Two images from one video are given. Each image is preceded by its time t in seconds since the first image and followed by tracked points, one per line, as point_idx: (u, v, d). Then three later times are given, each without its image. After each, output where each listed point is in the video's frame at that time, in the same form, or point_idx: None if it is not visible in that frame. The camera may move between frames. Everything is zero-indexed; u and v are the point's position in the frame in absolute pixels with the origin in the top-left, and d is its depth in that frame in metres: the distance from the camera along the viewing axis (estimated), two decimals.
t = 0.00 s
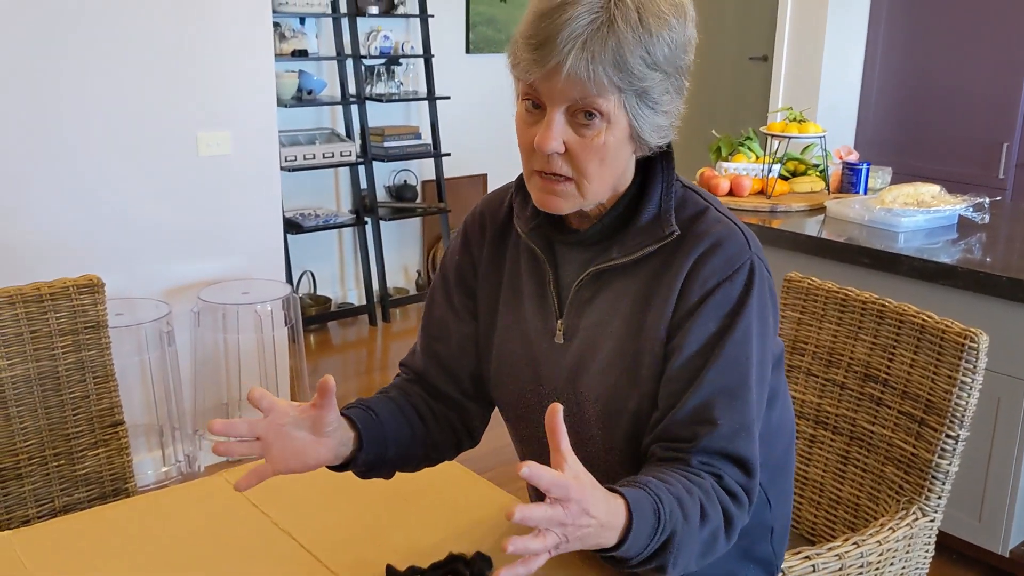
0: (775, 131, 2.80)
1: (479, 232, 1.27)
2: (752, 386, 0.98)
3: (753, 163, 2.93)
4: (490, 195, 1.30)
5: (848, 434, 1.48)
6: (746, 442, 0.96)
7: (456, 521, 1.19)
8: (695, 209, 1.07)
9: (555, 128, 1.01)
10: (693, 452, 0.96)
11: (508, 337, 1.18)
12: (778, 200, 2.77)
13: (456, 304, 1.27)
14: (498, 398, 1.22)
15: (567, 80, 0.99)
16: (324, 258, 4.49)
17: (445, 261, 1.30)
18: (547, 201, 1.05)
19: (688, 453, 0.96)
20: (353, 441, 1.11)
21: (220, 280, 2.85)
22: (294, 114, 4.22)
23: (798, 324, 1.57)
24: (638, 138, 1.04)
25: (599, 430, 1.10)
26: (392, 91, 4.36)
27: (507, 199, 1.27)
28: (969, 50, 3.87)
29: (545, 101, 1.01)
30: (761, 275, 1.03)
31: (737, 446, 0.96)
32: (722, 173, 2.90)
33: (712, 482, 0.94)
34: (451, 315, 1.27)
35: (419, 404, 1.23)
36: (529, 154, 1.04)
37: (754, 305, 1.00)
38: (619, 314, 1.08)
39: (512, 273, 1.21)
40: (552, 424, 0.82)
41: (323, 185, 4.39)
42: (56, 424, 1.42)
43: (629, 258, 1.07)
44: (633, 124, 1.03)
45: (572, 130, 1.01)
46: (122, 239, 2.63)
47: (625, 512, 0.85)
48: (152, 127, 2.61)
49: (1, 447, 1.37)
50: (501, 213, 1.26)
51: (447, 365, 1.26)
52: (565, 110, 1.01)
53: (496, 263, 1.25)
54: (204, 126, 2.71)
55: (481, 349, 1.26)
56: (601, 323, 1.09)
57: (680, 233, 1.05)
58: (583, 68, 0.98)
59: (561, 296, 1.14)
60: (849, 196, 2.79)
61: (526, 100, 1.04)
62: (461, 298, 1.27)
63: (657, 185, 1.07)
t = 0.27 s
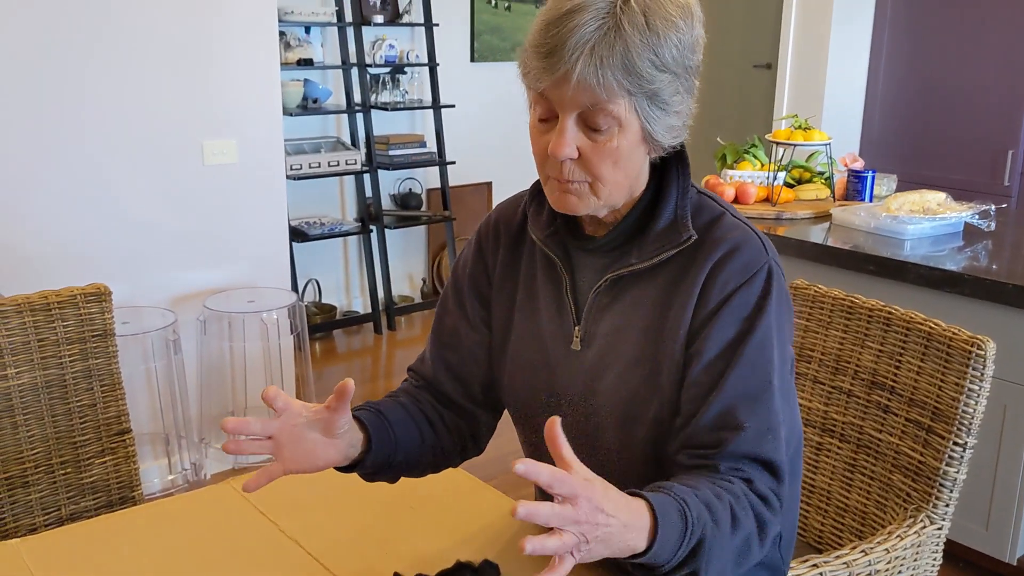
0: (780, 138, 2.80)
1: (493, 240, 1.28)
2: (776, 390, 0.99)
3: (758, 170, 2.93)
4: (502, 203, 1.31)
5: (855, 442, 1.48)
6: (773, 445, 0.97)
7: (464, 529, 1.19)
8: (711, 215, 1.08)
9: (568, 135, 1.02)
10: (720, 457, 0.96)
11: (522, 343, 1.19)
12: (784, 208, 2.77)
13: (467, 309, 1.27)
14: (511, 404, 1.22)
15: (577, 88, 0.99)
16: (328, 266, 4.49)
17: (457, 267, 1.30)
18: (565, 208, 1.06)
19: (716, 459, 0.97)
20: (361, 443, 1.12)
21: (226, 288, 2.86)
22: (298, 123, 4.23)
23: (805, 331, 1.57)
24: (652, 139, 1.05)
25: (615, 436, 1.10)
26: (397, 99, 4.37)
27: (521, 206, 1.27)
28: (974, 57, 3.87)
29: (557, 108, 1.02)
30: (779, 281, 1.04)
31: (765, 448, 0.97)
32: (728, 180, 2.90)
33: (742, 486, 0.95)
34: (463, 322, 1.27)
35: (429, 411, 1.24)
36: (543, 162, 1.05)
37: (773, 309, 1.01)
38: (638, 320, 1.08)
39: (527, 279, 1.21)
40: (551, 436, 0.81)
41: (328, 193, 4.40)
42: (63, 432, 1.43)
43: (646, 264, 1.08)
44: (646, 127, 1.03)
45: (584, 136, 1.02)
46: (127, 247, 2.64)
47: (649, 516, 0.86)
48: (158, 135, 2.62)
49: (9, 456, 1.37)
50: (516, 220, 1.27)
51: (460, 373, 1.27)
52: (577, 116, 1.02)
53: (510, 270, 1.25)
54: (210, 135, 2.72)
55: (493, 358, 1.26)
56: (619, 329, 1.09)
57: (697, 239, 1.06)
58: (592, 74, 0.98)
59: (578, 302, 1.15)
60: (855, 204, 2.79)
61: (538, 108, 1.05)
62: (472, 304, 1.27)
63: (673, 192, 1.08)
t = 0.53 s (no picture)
0: (779, 146, 2.81)
1: (498, 239, 1.29)
2: (784, 384, 0.98)
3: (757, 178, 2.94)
4: (510, 205, 1.33)
5: (855, 449, 1.48)
6: (780, 435, 0.95)
7: (466, 537, 1.19)
8: (716, 213, 1.09)
9: (575, 126, 1.03)
10: (727, 444, 0.94)
11: (526, 340, 1.20)
12: (783, 215, 2.77)
13: (470, 305, 1.29)
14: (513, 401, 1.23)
15: (581, 79, 1.01)
16: (329, 274, 4.50)
17: (461, 265, 1.32)
18: (575, 200, 1.07)
19: (723, 446, 0.95)
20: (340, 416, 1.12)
21: (226, 296, 2.86)
22: (299, 132, 4.24)
23: (804, 338, 1.57)
24: (657, 127, 1.05)
25: (618, 437, 1.10)
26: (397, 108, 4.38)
27: (530, 207, 1.29)
28: (973, 65, 3.89)
29: (562, 102, 1.04)
30: (783, 278, 1.04)
31: (772, 433, 0.95)
32: (727, 188, 2.91)
33: (748, 471, 0.92)
34: (465, 318, 1.28)
35: (411, 396, 1.24)
36: (551, 155, 1.06)
37: (778, 301, 1.01)
38: (642, 317, 1.09)
39: (533, 278, 1.23)
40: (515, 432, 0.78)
41: (328, 202, 4.41)
42: (64, 440, 1.43)
43: (651, 259, 1.09)
44: (651, 115, 1.04)
45: (590, 126, 1.03)
46: (128, 255, 2.64)
47: (633, 485, 0.83)
48: (160, 144, 2.63)
49: (10, 463, 1.38)
50: (522, 220, 1.28)
51: (459, 371, 1.28)
52: (582, 107, 1.02)
53: (514, 269, 1.26)
54: (212, 143, 2.73)
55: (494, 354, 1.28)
56: (624, 327, 1.10)
57: (702, 235, 1.07)
58: (593, 65, 1.00)
59: (583, 300, 1.16)
60: (854, 211, 2.80)
61: (544, 103, 1.07)
62: (476, 301, 1.28)
63: (679, 188, 1.09)
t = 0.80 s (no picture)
0: (776, 154, 2.81)
1: (499, 247, 1.30)
2: (768, 389, 0.97)
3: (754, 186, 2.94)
4: (512, 214, 1.33)
5: (853, 457, 1.48)
6: (756, 444, 0.94)
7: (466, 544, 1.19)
8: (710, 219, 1.09)
9: (565, 135, 1.03)
10: (701, 459, 0.93)
11: (525, 348, 1.21)
12: (780, 223, 2.78)
13: (469, 311, 1.29)
14: (513, 407, 1.24)
15: (570, 88, 1.01)
16: (327, 281, 4.50)
17: (462, 272, 1.32)
18: (571, 211, 1.08)
19: (697, 461, 0.93)
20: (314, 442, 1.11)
21: (223, 303, 2.87)
22: (297, 139, 4.24)
23: (801, 345, 1.58)
24: (647, 133, 1.06)
25: (616, 443, 1.11)
26: (395, 115, 4.39)
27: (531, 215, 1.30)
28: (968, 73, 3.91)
29: (552, 112, 1.04)
30: (776, 284, 1.03)
31: (748, 445, 0.93)
32: (724, 196, 2.92)
33: (719, 490, 0.91)
34: (465, 325, 1.29)
35: (406, 404, 1.24)
36: (545, 166, 1.07)
37: (766, 306, 1.00)
38: (638, 324, 1.10)
39: (533, 285, 1.24)
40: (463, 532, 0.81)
41: (326, 209, 4.42)
42: (63, 447, 1.43)
43: (645, 265, 1.09)
44: (642, 122, 1.04)
45: (581, 135, 1.04)
46: (127, 261, 2.64)
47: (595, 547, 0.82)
48: (158, 150, 2.63)
49: (9, 470, 1.37)
50: (523, 227, 1.29)
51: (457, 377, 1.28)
52: (571, 116, 1.03)
53: (514, 277, 1.27)
54: (210, 149, 2.73)
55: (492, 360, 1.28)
56: (620, 334, 1.11)
57: (695, 240, 1.07)
58: (582, 74, 1.00)
59: (580, 307, 1.17)
60: (851, 220, 2.81)
61: (535, 115, 1.07)
62: (476, 308, 1.29)
63: (673, 195, 1.10)
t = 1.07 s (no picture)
0: (772, 161, 2.82)
1: (495, 252, 1.31)
2: (762, 382, 0.98)
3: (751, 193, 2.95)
4: (509, 219, 1.34)
5: (850, 462, 1.49)
6: (752, 435, 0.94)
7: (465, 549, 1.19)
8: (702, 218, 1.09)
9: (561, 141, 1.04)
10: (697, 450, 0.94)
11: (520, 350, 1.21)
12: (776, 230, 2.79)
13: (464, 315, 1.29)
14: (509, 409, 1.24)
15: (566, 94, 1.02)
16: (324, 288, 4.49)
17: (459, 278, 1.33)
18: (563, 214, 1.08)
19: (694, 451, 0.94)
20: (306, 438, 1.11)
21: (219, 310, 2.87)
22: (295, 146, 4.25)
23: (799, 351, 1.58)
24: (639, 139, 1.07)
25: (613, 446, 1.11)
26: (392, 123, 4.40)
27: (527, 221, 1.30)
28: (963, 81, 3.92)
29: (547, 118, 1.05)
30: (768, 279, 1.03)
31: (744, 436, 0.94)
32: (721, 203, 2.93)
33: (716, 478, 0.91)
34: (461, 329, 1.29)
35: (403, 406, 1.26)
36: (538, 170, 1.07)
37: (757, 302, 1.00)
38: (632, 325, 1.10)
39: (528, 289, 1.24)
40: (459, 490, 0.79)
41: (323, 216, 4.42)
42: (60, 453, 1.42)
43: (638, 265, 1.10)
44: (635, 129, 1.06)
45: (576, 141, 1.04)
46: (123, 267, 2.64)
47: (594, 518, 0.83)
48: (155, 157, 2.63)
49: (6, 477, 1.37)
50: (518, 232, 1.29)
51: (455, 382, 1.29)
52: (567, 122, 1.04)
53: (509, 282, 1.27)
54: (207, 156, 2.74)
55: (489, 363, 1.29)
56: (614, 335, 1.11)
57: (687, 240, 1.08)
58: (580, 81, 1.01)
59: (573, 308, 1.17)
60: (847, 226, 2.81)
61: (529, 119, 1.08)
62: (472, 313, 1.29)
63: (663, 196, 1.10)
